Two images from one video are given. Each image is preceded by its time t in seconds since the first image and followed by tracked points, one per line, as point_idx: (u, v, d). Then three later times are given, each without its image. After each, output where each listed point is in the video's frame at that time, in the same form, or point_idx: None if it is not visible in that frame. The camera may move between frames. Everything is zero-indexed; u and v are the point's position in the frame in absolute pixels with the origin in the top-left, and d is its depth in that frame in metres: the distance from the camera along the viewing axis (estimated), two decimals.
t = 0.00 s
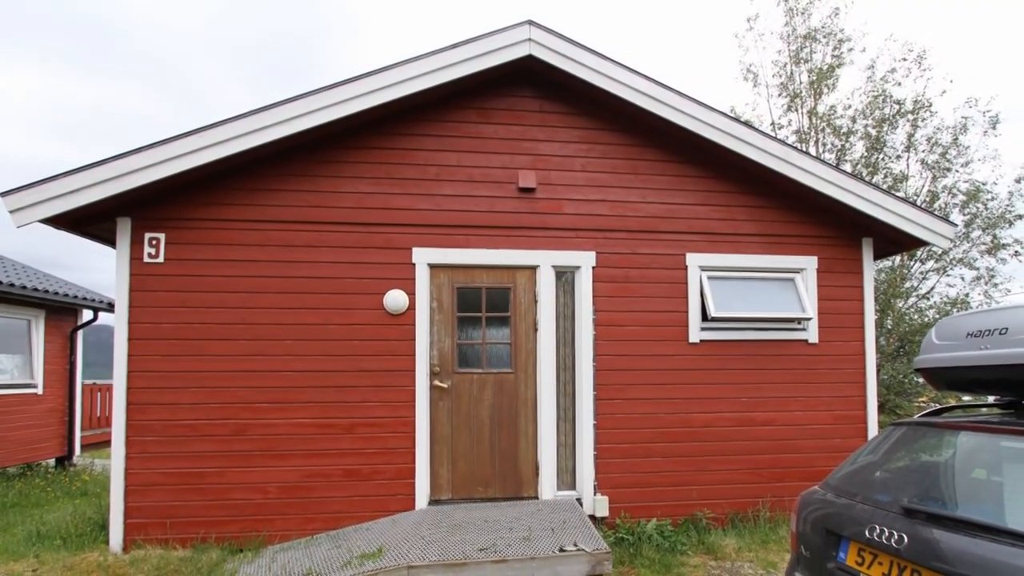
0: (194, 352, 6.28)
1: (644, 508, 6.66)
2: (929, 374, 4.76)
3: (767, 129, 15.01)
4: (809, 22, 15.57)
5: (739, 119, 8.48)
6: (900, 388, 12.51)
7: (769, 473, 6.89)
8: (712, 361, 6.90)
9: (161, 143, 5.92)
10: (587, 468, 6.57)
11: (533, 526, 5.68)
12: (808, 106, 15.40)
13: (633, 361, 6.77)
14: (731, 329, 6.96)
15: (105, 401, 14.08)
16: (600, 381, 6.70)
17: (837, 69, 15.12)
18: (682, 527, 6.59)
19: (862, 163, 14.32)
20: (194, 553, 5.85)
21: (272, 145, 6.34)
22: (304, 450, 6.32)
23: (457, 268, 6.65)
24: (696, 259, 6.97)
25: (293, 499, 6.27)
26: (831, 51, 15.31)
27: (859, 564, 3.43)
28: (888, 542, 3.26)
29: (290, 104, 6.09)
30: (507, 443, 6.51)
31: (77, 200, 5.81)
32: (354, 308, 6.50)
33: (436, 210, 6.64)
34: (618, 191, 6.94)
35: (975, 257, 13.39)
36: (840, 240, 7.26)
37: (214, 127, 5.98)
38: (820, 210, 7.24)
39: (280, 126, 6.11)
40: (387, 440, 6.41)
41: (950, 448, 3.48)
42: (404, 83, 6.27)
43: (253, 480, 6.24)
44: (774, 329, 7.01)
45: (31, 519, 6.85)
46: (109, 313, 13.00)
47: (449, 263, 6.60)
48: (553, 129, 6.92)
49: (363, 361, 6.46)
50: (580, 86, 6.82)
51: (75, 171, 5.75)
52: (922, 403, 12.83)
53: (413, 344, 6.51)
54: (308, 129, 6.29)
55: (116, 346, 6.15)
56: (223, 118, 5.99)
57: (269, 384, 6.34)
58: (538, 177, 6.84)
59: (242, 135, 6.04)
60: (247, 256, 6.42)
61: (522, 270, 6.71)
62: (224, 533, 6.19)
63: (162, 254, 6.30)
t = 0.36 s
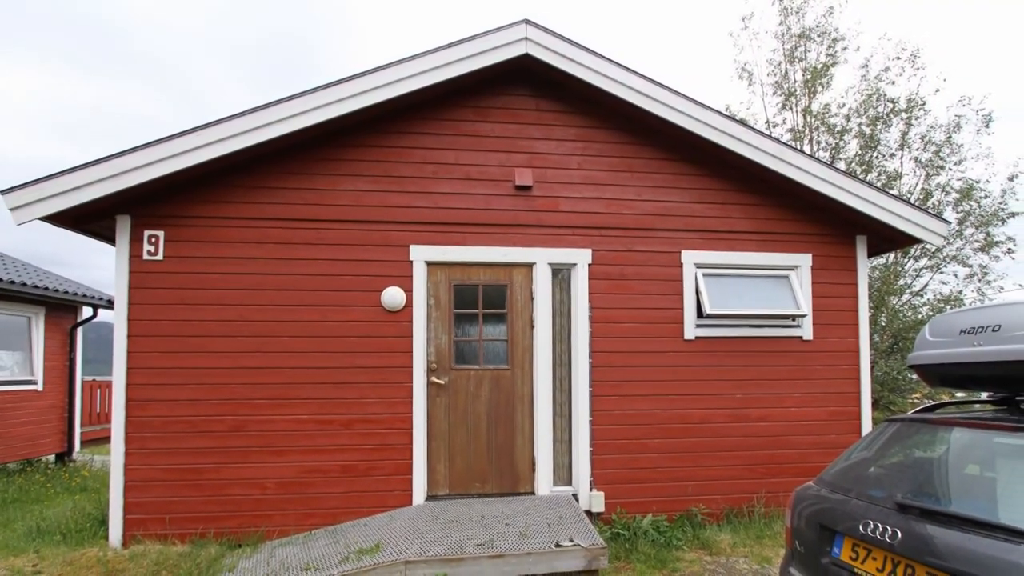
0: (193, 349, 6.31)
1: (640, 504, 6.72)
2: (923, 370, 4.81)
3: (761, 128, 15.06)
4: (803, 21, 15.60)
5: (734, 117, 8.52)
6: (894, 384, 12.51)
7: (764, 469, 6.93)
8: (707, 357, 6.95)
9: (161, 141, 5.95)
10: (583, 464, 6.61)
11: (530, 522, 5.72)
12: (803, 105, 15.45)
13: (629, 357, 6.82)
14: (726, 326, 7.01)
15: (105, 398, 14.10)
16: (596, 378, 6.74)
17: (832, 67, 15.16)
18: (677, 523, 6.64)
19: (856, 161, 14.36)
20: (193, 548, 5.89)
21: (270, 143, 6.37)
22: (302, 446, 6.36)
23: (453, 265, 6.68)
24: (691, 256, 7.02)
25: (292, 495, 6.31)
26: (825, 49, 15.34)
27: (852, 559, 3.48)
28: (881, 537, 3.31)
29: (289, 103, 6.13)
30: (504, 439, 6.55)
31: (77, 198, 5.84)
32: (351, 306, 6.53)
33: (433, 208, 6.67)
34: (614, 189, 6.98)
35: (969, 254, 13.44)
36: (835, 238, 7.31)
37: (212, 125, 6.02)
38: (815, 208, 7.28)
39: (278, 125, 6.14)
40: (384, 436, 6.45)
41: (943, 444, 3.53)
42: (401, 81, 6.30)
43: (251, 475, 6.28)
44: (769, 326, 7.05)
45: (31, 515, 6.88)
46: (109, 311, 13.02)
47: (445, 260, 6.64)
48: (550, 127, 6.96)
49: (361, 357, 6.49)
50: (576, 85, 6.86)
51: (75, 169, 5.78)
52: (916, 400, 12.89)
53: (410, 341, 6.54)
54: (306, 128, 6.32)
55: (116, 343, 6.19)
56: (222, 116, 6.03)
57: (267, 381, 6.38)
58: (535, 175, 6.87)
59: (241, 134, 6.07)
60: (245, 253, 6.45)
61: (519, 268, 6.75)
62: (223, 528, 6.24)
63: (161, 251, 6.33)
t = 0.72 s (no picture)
0: (191, 346, 6.34)
1: (636, 499, 6.76)
2: (916, 367, 4.85)
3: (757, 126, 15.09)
4: (798, 19, 15.63)
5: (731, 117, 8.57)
6: (886, 381, 12.41)
7: (759, 464, 6.98)
8: (703, 354, 6.99)
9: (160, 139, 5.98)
10: (579, 460, 6.65)
11: (527, 517, 5.77)
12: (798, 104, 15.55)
13: (625, 354, 6.86)
14: (722, 323, 7.05)
15: (104, 395, 14.12)
16: (593, 375, 6.78)
17: (826, 66, 15.16)
18: (672, 518, 6.69)
19: (850, 159, 14.40)
20: (191, 544, 5.93)
21: (268, 141, 6.40)
22: (301, 442, 6.39)
23: (450, 263, 6.72)
24: (687, 254, 7.06)
25: (290, 490, 6.35)
26: (820, 48, 15.35)
27: (847, 554, 3.53)
28: (875, 532, 3.36)
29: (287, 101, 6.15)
30: (501, 436, 6.60)
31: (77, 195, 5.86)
32: (349, 303, 6.57)
33: (430, 206, 6.71)
34: (610, 187, 7.02)
35: (962, 252, 13.47)
36: (829, 235, 7.36)
37: (211, 124, 6.04)
38: (809, 205, 7.33)
39: (276, 123, 6.17)
40: (382, 432, 6.49)
41: (936, 440, 3.58)
42: (398, 80, 6.33)
43: (249, 471, 6.31)
44: (764, 323, 7.10)
45: (31, 510, 6.91)
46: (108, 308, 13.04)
47: (442, 258, 6.68)
48: (546, 126, 7.00)
49: (358, 354, 6.53)
50: (572, 84, 6.90)
51: (75, 168, 5.80)
52: (910, 397, 12.94)
53: (408, 337, 6.58)
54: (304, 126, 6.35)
55: (115, 341, 6.22)
56: (220, 115, 6.05)
57: (265, 377, 6.41)
58: (531, 173, 6.91)
59: (239, 132, 6.10)
60: (243, 251, 6.49)
61: (516, 265, 6.79)
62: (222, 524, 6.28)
63: (162, 250, 6.37)
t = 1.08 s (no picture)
0: (190, 343, 6.38)
1: (632, 495, 6.81)
2: (909, 364, 4.90)
3: (752, 125, 15.13)
4: (793, 19, 15.66)
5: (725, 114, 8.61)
6: (882, 377, 12.53)
7: (753, 460, 7.04)
8: (699, 350, 7.04)
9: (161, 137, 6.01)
10: (575, 456, 6.70)
11: (523, 513, 5.81)
12: (792, 102, 15.59)
13: (620, 351, 6.91)
14: (718, 319, 7.10)
15: (102, 393, 14.15)
16: (589, 372, 6.83)
17: (820, 65, 15.20)
18: (668, 514, 6.74)
19: (845, 157, 14.44)
20: (190, 539, 5.97)
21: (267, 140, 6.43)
22: (299, 438, 6.43)
23: (448, 260, 6.76)
24: (682, 251, 7.10)
25: (288, 486, 6.39)
26: (814, 47, 15.38)
27: (841, 550, 3.58)
28: (869, 528, 3.41)
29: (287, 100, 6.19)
30: (497, 431, 6.64)
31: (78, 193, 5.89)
32: (347, 300, 6.61)
33: (428, 204, 6.75)
34: (606, 185, 7.06)
35: (955, 249, 13.53)
36: (823, 233, 7.40)
37: (211, 122, 6.08)
38: (804, 203, 7.37)
39: (275, 122, 6.21)
40: (379, 428, 6.53)
41: (930, 436, 3.63)
42: (396, 79, 6.37)
43: (248, 467, 6.35)
44: (760, 319, 7.15)
45: (31, 506, 6.94)
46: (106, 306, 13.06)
47: (440, 255, 6.72)
48: (542, 124, 7.04)
49: (356, 351, 6.57)
50: (568, 82, 6.93)
51: (76, 165, 5.83)
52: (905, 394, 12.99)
53: (405, 334, 6.62)
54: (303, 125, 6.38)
55: (115, 338, 6.25)
56: (219, 113, 6.08)
57: (264, 374, 6.45)
58: (528, 171, 6.95)
59: (238, 130, 6.13)
60: (242, 248, 6.52)
61: (512, 263, 6.82)
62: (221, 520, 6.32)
63: (163, 249, 6.41)
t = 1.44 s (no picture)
0: (189, 340, 6.41)
1: (627, 491, 6.86)
2: (903, 360, 4.96)
3: (747, 123, 15.17)
4: (787, 18, 15.69)
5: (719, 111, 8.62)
6: (876, 373, 12.34)
7: (749, 456, 7.09)
8: (694, 347, 7.09)
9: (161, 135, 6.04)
10: (571, 452, 6.75)
11: (520, 509, 5.85)
12: (787, 100, 15.65)
13: (616, 347, 6.95)
14: (714, 316, 7.14)
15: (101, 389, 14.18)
16: (586, 369, 6.87)
17: (815, 63, 15.27)
18: (663, 509, 6.79)
19: (839, 156, 14.49)
20: (189, 535, 6.01)
21: (266, 138, 6.46)
22: (297, 434, 6.47)
23: (444, 257, 6.80)
24: (678, 249, 7.15)
25: (286, 482, 6.43)
26: (809, 46, 15.43)
27: (835, 545, 3.63)
28: (863, 523, 3.45)
29: (286, 98, 6.22)
30: (494, 428, 6.69)
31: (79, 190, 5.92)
32: (344, 297, 6.64)
33: (425, 202, 6.78)
34: (602, 183, 7.10)
35: (949, 247, 13.61)
36: (818, 231, 7.45)
37: (211, 121, 6.11)
38: (799, 201, 7.42)
39: (274, 120, 6.24)
40: (376, 424, 6.57)
41: (924, 432, 3.68)
42: (394, 78, 6.40)
43: (246, 463, 6.39)
44: (755, 316, 7.20)
45: (31, 501, 6.97)
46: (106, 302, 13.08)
47: (437, 252, 6.75)
48: (538, 123, 7.07)
49: (353, 347, 6.61)
50: (565, 81, 6.97)
51: (77, 163, 5.86)
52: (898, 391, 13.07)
53: (403, 331, 6.66)
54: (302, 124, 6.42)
55: (115, 335, 6.28)
56: (219, 111, 6.11)
57: (262, 371, 6.49)
58: (524, 169, 6.98)
59: (237, 128, 6.16)
60: (240, 245, 6.55)
61: (509, 260, 6.87)
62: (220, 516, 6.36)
63: (162, 247, 6.43)
